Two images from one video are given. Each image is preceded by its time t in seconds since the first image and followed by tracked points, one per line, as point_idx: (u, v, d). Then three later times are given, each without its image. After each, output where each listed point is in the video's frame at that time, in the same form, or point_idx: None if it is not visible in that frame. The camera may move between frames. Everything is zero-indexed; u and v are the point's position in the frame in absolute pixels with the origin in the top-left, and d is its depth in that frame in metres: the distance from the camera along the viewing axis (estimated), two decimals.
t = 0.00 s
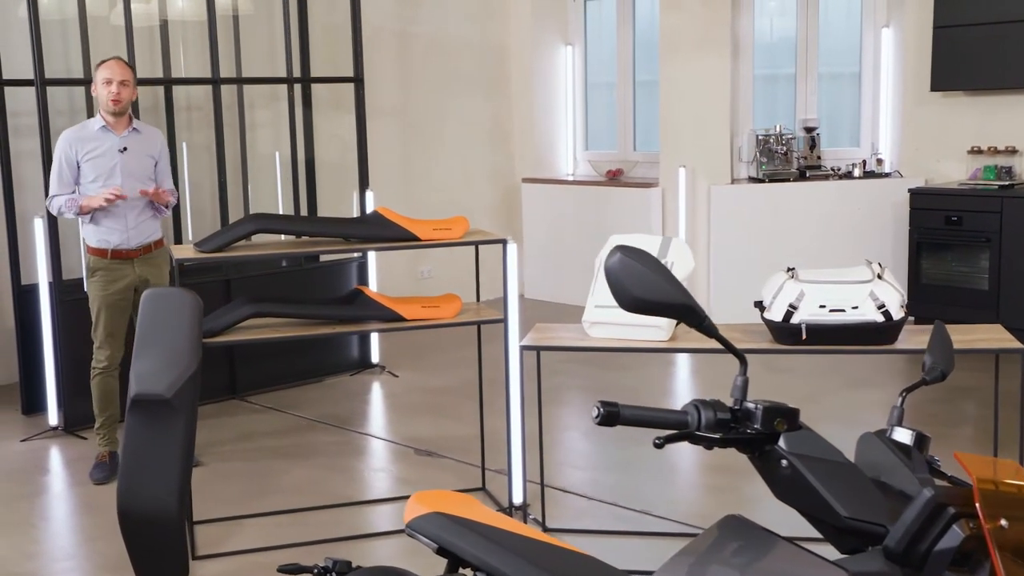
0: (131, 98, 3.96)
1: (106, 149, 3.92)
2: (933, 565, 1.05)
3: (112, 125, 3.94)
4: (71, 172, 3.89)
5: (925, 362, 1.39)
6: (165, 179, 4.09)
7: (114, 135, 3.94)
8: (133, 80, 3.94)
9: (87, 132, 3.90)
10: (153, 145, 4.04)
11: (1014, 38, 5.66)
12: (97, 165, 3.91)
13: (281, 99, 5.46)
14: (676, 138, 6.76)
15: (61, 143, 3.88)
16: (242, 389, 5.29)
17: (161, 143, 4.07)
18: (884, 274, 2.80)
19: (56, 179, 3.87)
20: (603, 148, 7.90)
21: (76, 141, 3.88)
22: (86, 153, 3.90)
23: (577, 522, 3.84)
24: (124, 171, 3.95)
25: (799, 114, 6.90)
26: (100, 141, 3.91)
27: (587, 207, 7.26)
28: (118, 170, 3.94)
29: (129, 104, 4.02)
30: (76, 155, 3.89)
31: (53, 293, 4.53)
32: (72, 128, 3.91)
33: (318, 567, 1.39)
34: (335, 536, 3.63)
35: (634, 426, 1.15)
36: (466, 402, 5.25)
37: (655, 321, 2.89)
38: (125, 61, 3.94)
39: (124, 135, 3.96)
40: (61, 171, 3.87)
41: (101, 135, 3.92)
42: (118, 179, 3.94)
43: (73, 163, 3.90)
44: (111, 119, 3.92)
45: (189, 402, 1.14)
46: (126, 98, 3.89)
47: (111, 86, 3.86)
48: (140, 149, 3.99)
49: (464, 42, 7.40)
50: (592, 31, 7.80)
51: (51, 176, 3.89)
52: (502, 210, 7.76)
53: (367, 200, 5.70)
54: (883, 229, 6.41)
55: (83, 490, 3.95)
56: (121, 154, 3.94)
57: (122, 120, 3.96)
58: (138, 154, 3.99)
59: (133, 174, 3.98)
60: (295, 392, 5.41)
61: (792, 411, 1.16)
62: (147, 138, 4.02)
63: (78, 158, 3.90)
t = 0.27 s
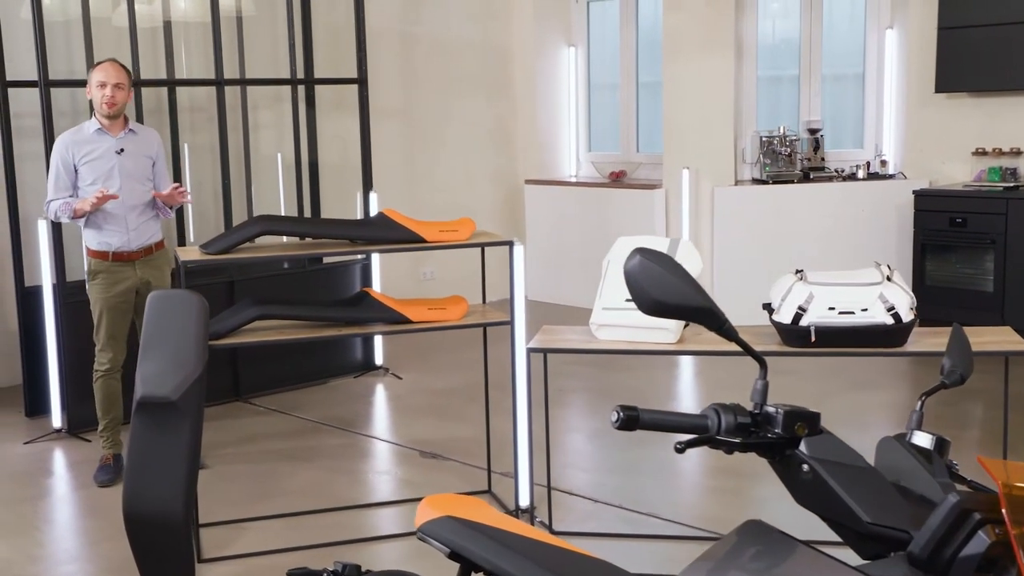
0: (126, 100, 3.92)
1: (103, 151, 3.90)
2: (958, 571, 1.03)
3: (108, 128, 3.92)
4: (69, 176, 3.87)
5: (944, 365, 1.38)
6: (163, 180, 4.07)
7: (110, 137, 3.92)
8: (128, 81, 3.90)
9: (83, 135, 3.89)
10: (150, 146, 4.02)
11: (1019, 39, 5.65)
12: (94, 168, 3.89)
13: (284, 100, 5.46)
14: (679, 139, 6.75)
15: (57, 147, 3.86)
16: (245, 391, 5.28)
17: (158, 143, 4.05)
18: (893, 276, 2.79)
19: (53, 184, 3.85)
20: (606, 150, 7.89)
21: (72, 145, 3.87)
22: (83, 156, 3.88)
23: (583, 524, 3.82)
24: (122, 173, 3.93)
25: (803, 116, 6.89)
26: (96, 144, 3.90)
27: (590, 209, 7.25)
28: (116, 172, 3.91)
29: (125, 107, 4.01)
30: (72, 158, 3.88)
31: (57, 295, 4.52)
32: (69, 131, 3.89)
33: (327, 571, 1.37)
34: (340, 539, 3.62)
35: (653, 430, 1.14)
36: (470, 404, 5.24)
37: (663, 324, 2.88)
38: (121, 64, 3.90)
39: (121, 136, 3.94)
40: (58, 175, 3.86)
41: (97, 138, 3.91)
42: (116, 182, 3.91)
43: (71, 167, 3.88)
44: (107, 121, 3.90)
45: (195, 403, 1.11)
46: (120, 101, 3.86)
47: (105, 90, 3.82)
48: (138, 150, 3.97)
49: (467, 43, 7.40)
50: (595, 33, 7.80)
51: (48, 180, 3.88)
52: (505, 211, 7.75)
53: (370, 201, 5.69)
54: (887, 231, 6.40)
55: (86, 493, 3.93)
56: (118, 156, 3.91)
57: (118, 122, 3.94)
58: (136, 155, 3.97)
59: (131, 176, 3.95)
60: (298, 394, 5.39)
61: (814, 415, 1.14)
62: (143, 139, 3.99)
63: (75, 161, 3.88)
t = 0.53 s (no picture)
0: (128, 101, 3.91)
1: (106, 153, 3.88)
2: None
3: (111, 129, 3.90)
4: (72, 178, 3.86)
5: (961, 368, 1.37)
6: (167, 180, 4.05)
7: (113, 139, 3.90)
8: (130, 82, 3.88)
9: (85, 137, 3.88)
10: (153, 146, 4.00)
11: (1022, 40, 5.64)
12: (97, 170, 3.88)
13: (287, 101, 5.45)
14: (682, 141, 6.75)
15: (60, 149, 3.85)
16: (247, 393, 5.27)
17: (161, 144, 4.03)
18: (902, 277, 2.77)
19: (56, 187, 3.85)
20: (608, 151, 7.88)
21: (75, 147, 3.85)
22: (86, 157, 3.87)
23: (587, 527, 3.81)
24: (125, 175, 3.91)
25: (806, 118, 6.89)
26: (99, 146, 3.88)
27: (593, 210, 7.24)
28: (119, 174, 3.90)
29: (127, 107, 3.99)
30: (75, 160, 3.87)
31: (60, 296, 4.51)
32: (72, 133, 3.88)
33: None
34: (345, 541, 3.60)
35: (672, 435, 1.13)
36: (473, 406, 5.23)
37: (669, 326, 2.86)
38: (123, 65, 3.87)
39: (124, 138, 3.93)
40: (61, 177, 3.85)
41: (100, 140, 3.89)
42: (119, 183, 3.90)
43: (74, 169, 3.87)
44: (109, 123, 3.89)
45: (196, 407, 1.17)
46: (122, 103, 3.84)
47: (107, 91, 3.81)
48: (140, 151, 3.95)
49: (469, 44, 7.38)
50: (597, 34, 7.79)
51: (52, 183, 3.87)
52: (507, 212, 7.75)
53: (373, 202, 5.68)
54: (890, 233, 6.39)
55: (89, 495, 3.92)
56: (121, 157, 3.90)
57: (120, 123, 3.92)
58: (139, 156, 3.95)
59: (134, 177, 3.94)
60: (301, 396, 5.38)
61: (833, 419, 1.14)
62: (146, 139, 3.98)
63: (79, 163, 3.87)
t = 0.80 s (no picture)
0: (134, 101, 3.89)
1: (112, 153, 3.87)
2: None
3: (117, 129, 3.89)
4: (78, 179, 3.85)
5: (975, 371, 1.36)
6: (173, 180, 4.04)
7: (119, 139, 3.89)
8: (136, 83, 3.87)
9: (91, 137, 3.87)
10: (159, 147, 3.98)
11: None
12: (103, 170, 3.87)
13: (290, 102, 5.44)
14: (684, 142, 6.74)
15: (65, 150, 3.85)
16: (250, 394, 5.26)
17: (167, 144, 4.01)
18: (908, 279, 2.77)
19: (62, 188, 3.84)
20: (610, 152, 7.87)
21: (81, 147, 3.84)
22: (92, 158, 3.86)
23: (590, 528, 3.80)
24: (131, 175, 3.90)
25: (808, 118, 6.88)
26: (105, 146, 3.87)
27: (595, 211, 7.23)
28: (125, 175, 3.89)
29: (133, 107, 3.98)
30: (81, 161, 3.86)
31: (62, 297, 4.50)
32: (78, 134, 3.87)
33: None
34: (348, 544, 3.59)
35: (687, 438, 1.13)
36: (476, 407, 5.22)
37: (675, 328, 2.85)
38: (128, 65, 3.87)
39: (130, 138, 3.91)
40: (67, 178, 3.84)
41: (106, 140, 3.88)
42: (125, 184, 3.89)
43: (80, 169, 3.86)
44: (115, 123, 3.87)
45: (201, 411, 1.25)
46: (128, 103, 3.83)
47: (113, 92, 3.80)
48: (146, 151, 3.93)
49: (471, 45, 7.38)
50: (599, 35, 7.78)
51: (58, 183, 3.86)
52: (509, 213, 7.74)
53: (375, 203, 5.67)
54: (893, 234, 6.38)
55: (92, 496, 3.91)
56: (127, 158, 3.89)
57: (127, 123, 3.91)
58: (145, 156, 3.94)
59: (140, 178, 3.92)
60: (303, 397, 5.37)
61: (848, 422, 1.14)
62: (152, 139, 3.96)
63: (84, 163, 3.86)
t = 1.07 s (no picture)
0: (141, 101, 3.88)
1: (118, 154, 3.87)
2: None
3: (124, 130, 3.89)
4: (83, 179, 3.84)
5: (989, 374, 1.35)
6: (180, 181, 4.03)
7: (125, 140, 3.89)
8: (143, 83, 3.86)
9: (98, 138, 3.87)
10: (165, 148, 3.97)
11: None
12: (109, 171, 3.86)
13: (291, 103, 5.43)
14: (686, 143, 6.73)
15: (71, 150, 3.84)
16: (251, 395, 5.25)
17: (173, 145, 4.01)
18: (914, 280, 2.76)
19: (67, 186, 3.83)
20: (611, 153, 7.86)
21: (87, 147, 3.84)
22: (98, 158, 3.85)
23: (594, 530, 3.79)
24: (137, 176, 3.89)
25: (810, 120, 6.88)
26: (112, 147, 3.87)
27: (596, 212, 7.22)
28: (131, 175, 3.88)
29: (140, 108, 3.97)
30: (87, 161, 3.85)
31: (64, 299, 4.48)
32: (84, 134, 3.87)
33: None
34: (351, 546, 3.58)
35: (701, 441, 1.12)
36: (477, 408, 5.20)
37: (679, 329, 2.84)
38: (136, 65, 3.84)
39: (136, 139, 3.91)
40: (72, 177, 3.83)
41: (113, 140, 3.88)
42: (131, 185, 3.88)
43: (85, 169, 3.85)
44: (122, 123, 3.87)
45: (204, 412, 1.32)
46: (135, 104, 3.82)
47: (120, 92, 3.79)
48: (153, 153, 3.93)
49: (472, 45, 7.37)
50: (600, 35, 7.77)
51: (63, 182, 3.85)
52: (510, 214, 7.73)
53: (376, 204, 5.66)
54: (895, 235, 6.38)
55: (93, 498, 3.90)
56: (133, 159, 3.88)
57: (133, 124, 3.91)
58: (151, 158, 3.93)
59: (145, 179, 3.91)
60: (305, 399, 5.36)
61: (864, 425, 1.12)
62: (159, 141, 3.96)
63: (90, 163, 3.85)
